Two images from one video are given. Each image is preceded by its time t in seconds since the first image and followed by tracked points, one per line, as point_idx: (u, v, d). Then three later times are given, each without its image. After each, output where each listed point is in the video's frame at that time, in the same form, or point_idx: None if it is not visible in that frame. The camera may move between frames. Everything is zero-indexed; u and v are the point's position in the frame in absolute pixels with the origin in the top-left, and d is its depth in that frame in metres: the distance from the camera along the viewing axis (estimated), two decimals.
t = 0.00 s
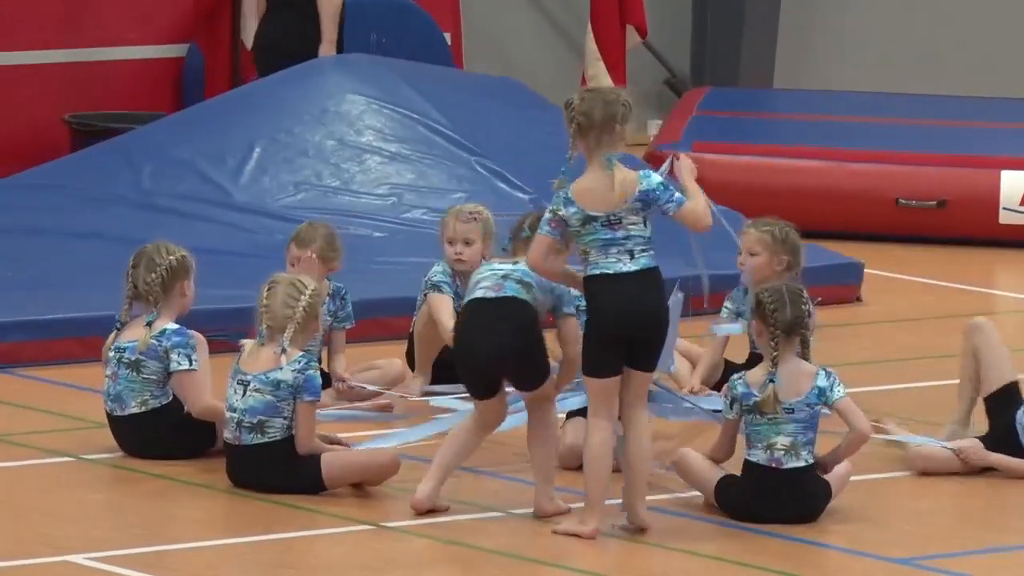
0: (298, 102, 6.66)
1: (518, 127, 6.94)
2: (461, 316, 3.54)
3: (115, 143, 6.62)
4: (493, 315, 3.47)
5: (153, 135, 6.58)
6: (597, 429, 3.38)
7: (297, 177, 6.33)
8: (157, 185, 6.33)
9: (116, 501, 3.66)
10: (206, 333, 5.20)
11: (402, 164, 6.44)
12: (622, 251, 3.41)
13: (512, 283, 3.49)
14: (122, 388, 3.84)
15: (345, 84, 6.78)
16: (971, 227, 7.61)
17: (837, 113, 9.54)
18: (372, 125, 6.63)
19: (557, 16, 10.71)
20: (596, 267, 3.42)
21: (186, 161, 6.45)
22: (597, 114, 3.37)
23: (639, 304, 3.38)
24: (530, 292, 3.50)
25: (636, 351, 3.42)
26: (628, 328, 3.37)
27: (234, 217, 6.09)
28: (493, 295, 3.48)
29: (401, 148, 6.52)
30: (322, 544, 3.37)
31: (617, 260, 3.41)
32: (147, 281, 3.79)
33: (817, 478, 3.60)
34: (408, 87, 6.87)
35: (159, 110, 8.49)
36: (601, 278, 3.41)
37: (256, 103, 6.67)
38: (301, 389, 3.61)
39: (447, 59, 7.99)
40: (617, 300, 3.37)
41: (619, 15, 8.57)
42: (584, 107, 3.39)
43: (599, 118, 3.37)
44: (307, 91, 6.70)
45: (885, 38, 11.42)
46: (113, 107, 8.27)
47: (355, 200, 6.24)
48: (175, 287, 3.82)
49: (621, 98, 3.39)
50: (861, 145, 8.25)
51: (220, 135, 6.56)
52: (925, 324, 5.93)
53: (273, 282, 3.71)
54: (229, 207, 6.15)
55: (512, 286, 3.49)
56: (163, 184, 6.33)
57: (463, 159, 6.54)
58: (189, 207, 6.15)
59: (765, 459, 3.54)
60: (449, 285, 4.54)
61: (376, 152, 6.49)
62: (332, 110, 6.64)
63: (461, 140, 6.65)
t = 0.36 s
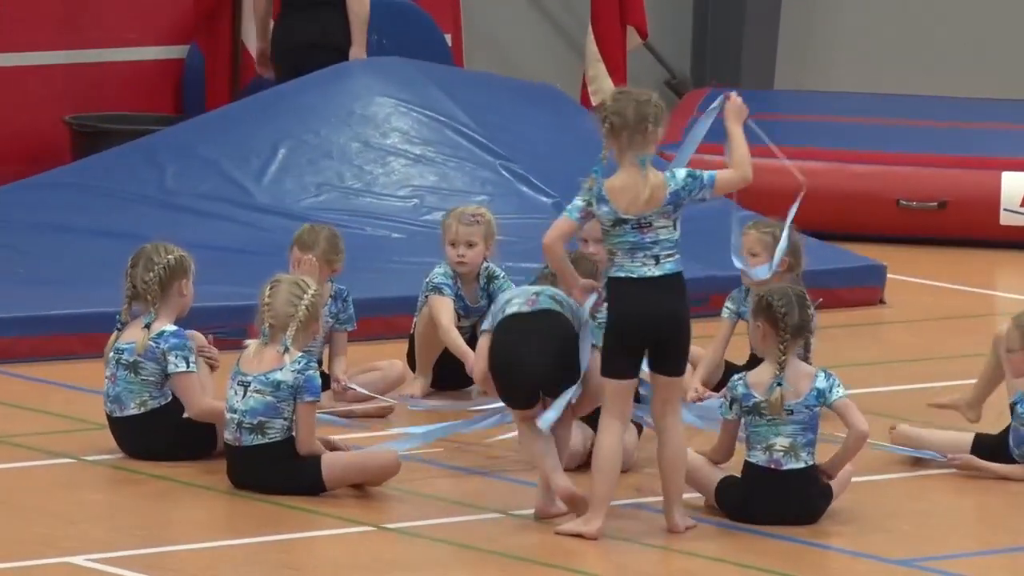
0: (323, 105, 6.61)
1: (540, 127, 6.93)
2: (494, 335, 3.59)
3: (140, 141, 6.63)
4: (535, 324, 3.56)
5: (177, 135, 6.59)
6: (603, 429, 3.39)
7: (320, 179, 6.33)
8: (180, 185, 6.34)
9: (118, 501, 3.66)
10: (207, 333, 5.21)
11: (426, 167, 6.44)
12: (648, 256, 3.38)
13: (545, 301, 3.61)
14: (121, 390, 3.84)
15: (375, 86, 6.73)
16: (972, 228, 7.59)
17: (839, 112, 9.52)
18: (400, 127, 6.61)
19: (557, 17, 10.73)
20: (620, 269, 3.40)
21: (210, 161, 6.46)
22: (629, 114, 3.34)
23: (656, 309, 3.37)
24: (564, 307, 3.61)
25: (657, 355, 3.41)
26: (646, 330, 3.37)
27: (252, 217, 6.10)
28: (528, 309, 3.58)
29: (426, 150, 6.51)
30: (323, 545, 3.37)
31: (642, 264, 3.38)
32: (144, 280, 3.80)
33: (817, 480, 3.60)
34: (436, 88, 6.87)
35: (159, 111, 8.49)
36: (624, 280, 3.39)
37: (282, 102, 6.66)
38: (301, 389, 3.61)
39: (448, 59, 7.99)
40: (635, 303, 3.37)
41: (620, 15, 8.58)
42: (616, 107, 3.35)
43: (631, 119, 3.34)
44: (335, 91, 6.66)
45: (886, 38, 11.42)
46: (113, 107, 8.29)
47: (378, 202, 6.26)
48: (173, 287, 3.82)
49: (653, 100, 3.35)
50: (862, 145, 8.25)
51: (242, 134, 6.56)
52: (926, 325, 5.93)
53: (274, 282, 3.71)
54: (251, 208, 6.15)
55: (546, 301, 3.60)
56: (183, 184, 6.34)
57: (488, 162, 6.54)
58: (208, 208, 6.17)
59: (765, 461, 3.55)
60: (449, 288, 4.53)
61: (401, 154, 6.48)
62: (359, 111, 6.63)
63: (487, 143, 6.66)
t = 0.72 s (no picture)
0: (327, 105, 6.60)
1: (545, 127, 6.94)
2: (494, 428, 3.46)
3: (145, 142, 6.63)
4: (540, 423, 3.43)
5: (181, 136, 6.59)
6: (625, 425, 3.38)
7: (324, 179, 6.33)
8: (185, 186, 6.34)
9: (118, 501, 3.66)
10: (207, 332, 5.21)
11: (430, 167, 6.44)
12: (682, 254, 3.36)
13: (549, 390, 3.45)
14: (127, 390, 3.84)
15: (378, 87, 6.73)
16: (971, 228, 7.59)
17: (840, 112, 9.52)
18: (404, 128, 6.62)
19: (557, 17, 10.73)
20: (652, 266, 3.36)
21: (213, 162, 6.46)
22: (666, 111, 3.32)
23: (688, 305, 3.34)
24: (568, 390, 3.48)
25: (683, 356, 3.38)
26: (677, 328, 3.34)
27: (255, 218, 6.10)
28: (533, 403, 3.44)
29: (430, 150, 6.52)
30: (323, 545, 3.37)
31: (676, 261, 3.36)
32: (149, 281, 3.80)
33: (817, 480, 3.60)
34: (441, 88, 6.88)
35: (160, 111, 8.49)
36: (657, 276, 3.36)
37: (286, 103, 6.65)
38: (299, 389, 3.61)
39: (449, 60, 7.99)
40: (670, 300, 3.34)
41: (620, 15, 8.58)
42: (652, 104, 3.33)
43: (668, 116, 3.32)
44: (342, 91, 6.63)
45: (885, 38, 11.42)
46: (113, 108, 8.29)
47: (382, 202, 6.26)
48: (177, 288, 3.82)
49: (689, 99, 3.34)
50: (862, 146, 8.25)
51: (246, 135, 6.56)
52: (925, 325, 5.92)
53: (275, 280, 3.71)
54: (254, 208, 6.15)
55: (551, 392, 3.45)
56: (187, 185, 6.34)
57: (492, 162, 6.54)
58: (212, 208, 6.17)
59: (765, 461, 3.54)
60: (450, 289, 4.53)
61: (405, 154, 6.49)
62: (364, 112, 6.62)
63: (492, 144, 6.66)
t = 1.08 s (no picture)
0: (327, 108, 6.62)
1: (544, 130, 6.94)
2: (473, 483, 3.44)
3: (146, 146, 6.63)
4: (514, 494, 3.40)
5: (182, 139, 6.60)
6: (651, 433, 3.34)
7: (323, 182, 6.34)
8: (184, 188, 6.35)
9: (118, 501, 3.67)
10: (207, 332, 5.21)
11: (430, 171, 6.45)
12: (677, 260, 3.34)
13: (528, 461, 3.38)
14: (127, 391, 3.84)
15: (378, 90, 6.73)
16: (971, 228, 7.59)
17: (840, 113, 9.52)
18: (403, 131, 6.62)
19: (557, 17, 10.73)
20: (648, 272, 3.35)
21: (214, 165, 6.46)
22: (666, 118, 3.30)
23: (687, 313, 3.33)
24: (547, 456, 3.40)
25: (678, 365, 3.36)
26: (671, 337, 3.32)
27: (254, 220, 6.10)
28: (508, 476, 3.39)
29: (430, 154, 6.52)
30: (321, 545, 3.37)
31: (671, 268, 3.34)
32: (150, 282, 3.80)
33: (818, 480, 3.60)
34: (441, 91, 6.88)
35: (160, 111, 8.49)
36: (651, 283, 3.35)
37: (286, 106, 6.66)
38: (301, 389, 3.61)
39: (449, 61, 7.99)
40: (668, 306, 3.32)
41: (620, 16, 8.57)
42: (653, 110, 3.31)
43: (668, 123, 3.30)
44: (343, 94, 6.64)
45: (885, 38, 11.42)
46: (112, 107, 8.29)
47: (382, 205, 6.26)
48: (179, 290, 3.82)
49: (691, 105, 3.31)
50: (863, 146, 8.25)
51: (247, 138, 6.57)
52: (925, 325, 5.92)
53: (279, 279, 3.71)
54: (254, 211, 6.16)
55: (530, 463, 3.38)
56: (187, 187, 6.35)
57: (491, 166, 6.55)
58: (212, 211, 6.17)
59: (766, 461, 3.55)
60: (451, 288, 4.53)
61: (405, 158, 6.49)
62: (364, 116, 6.62)
63: (491, 147, 6.66)
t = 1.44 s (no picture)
0: (328, 109, 6.63)
1: (544, 131, 6.94)
2: (470, 495, 3.44)
3: (147, 147, 6.64)
4: (514, 506, 3.41)
5: (183, 140, 6.60)
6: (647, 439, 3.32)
7: (324, 183, 6.34)
8: (185, 189, 6.35)
9: (119, 501, 3.67)
10: (206, 333, 5.21)
11: (430, 172, 6.45)
12: (675, 263, 3.31)
13: (523, 473, 3.37)
14: (127, 392, 3.84)
15: (379, 91, 6.74)
16: (971, 228, 7.58)
17: (841, 113, 9.52)
18: (403, 132, 6.62)
19: (558, 18, 10.73)
20: (647, 275, 3.34)
21: (214, 166, 6.46)
22: (664, 123, 3.29)
23: (692, 319, 3.29)
24: (543, 467, 3.39)
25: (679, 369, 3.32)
26: (668, 343, 3.29)
27: (255, 221, 6.10)
28: (505, 486, 3.39)
29: (430, 155, 6.52)
30: (322, 546, 3.37)
31: (669, 272, 3.31)
32: (150, 284, 3.81)
33: (820, 481, 3.59)
34: (442, 93, 6.88)
35: (160, 112, 8.49)
36: (649, 287, 3.33)
37: (286, 107, 6.66)
38: (302, 391, 3.61)
39: (449, 61, 7.98)
40: (667, 310, 3.30)
41: (620, 17, 8.58)
42: (654, 115, 3.31)
43: (666, 128, 3.28)
44: (343, 95, 6.64)
45: (885, 40, 11.42)
46: (112, 107, 8.29)
47: (382, 206, 6.26)
48: (179, 291, 3.82)
49: (691, 110, 3.29)
50: (864, 147, 8.25)
51: (247, 139, 6.57)
52: (925, 325, 5.92)
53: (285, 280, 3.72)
54: (254, 212, 6.16)
55: (526, 475, 3.38)
56: (188, 188, 6.35)
57: (491, 168, 6.55)
58: (212, 212, 6.17)
59: (766, 461, 3.56)
60: (450, 287, 4.53)
61: (405, 159, 6.49)
62: (365, 117, 6.62)
63: (491, 148, 6.67)
